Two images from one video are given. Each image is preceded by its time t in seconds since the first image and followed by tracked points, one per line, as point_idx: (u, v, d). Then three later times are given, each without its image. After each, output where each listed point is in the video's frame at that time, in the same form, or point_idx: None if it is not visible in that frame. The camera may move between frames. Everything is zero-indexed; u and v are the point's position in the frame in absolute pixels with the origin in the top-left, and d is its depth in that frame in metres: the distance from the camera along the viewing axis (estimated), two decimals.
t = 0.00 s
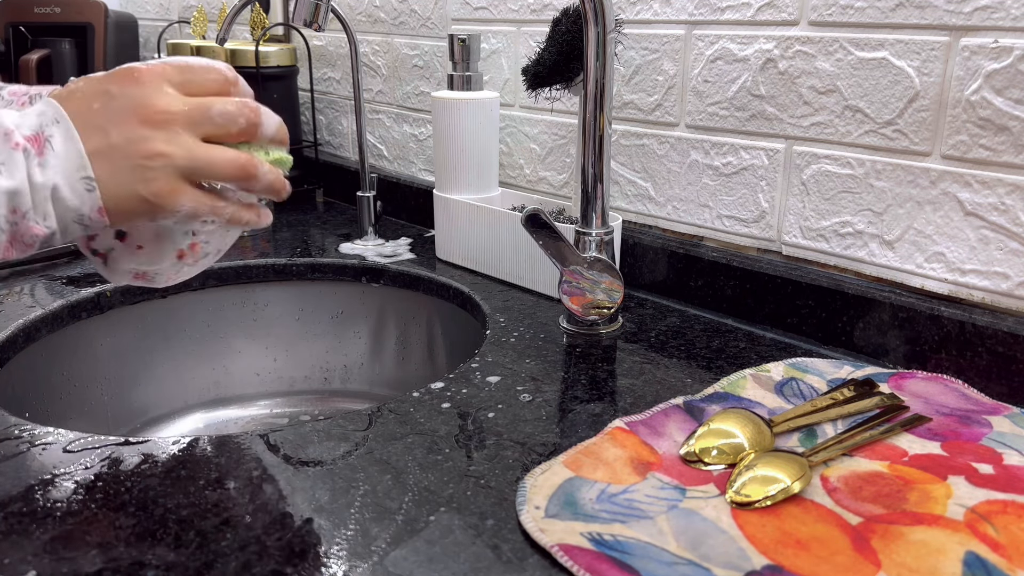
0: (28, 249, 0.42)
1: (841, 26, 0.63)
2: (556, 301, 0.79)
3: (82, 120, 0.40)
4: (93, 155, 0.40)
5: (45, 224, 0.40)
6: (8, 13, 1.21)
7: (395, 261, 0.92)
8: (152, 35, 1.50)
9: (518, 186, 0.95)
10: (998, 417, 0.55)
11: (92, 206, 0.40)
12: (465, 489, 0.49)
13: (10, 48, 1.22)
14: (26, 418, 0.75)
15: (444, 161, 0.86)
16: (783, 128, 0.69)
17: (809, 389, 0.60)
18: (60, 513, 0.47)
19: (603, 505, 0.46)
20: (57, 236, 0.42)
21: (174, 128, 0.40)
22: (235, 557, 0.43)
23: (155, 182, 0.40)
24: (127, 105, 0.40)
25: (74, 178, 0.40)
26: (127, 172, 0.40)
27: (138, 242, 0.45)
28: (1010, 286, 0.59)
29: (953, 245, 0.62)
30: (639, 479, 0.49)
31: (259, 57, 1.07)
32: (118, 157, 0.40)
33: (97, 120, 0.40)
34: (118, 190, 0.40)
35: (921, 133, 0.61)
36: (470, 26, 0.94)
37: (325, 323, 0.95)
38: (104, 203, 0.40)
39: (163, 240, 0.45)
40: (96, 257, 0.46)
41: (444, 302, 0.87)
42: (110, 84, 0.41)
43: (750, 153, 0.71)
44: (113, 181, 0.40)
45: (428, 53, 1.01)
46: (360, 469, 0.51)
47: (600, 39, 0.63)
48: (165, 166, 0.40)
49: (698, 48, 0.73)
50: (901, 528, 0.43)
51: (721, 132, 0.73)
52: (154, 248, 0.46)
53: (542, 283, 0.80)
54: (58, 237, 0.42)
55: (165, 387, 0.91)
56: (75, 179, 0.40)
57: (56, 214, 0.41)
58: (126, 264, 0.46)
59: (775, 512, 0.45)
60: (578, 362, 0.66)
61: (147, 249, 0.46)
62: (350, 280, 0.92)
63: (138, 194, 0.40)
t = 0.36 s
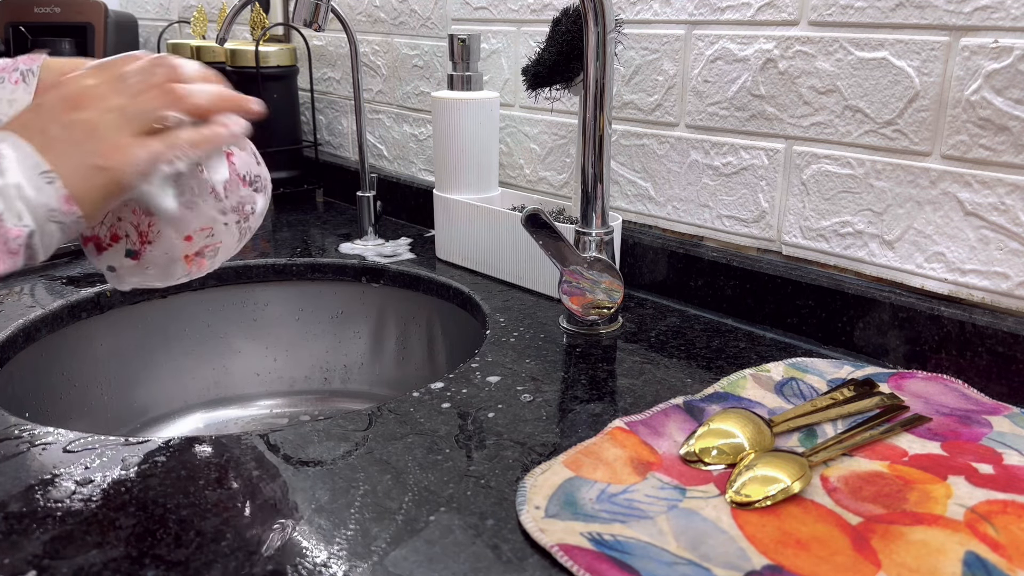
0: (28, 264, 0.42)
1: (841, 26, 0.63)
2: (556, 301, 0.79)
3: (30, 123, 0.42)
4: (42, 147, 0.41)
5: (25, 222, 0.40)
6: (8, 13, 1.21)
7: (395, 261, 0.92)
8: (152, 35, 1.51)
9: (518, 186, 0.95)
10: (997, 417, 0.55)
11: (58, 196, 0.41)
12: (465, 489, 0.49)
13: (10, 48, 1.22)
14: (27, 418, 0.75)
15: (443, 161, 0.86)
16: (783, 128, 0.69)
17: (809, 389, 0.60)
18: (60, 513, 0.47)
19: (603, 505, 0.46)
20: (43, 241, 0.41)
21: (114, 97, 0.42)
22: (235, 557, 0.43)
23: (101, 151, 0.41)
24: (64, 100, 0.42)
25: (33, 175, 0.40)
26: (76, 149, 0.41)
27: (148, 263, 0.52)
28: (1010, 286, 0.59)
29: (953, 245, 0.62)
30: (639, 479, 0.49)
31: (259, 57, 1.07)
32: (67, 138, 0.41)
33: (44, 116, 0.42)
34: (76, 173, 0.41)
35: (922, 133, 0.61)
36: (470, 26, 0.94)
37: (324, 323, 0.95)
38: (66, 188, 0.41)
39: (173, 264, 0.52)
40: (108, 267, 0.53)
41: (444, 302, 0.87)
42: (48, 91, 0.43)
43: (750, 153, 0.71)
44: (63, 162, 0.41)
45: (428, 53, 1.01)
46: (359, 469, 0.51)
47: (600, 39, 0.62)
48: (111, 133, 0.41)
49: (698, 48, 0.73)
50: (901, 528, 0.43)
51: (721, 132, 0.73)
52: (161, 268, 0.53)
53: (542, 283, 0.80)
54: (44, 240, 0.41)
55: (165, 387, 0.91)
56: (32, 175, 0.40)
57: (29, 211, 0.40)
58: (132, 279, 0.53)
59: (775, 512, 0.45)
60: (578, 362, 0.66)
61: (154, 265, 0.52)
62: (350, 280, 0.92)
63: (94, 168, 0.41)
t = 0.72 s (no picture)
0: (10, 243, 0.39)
1: (841, 26, 0.63)
2: (556, 301, 0.79)
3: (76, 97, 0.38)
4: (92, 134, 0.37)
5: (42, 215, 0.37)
6: (8, 13, 1.21)
7: (395, 261, 0.92)
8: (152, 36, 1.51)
9: (518, 186, 0.95)
10: (997, 417, 0.55)
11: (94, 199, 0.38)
12: (465, 490, 0.49)
13: (10, 48, 1.22)
14: (27, 418, 0.75)
15: (443, 161, 0.86)
16: (783, 129, 0.69)
17: (809, 389, 0.60)
18: (60, 513, 0.47)
19: (603, 505, 0.46)
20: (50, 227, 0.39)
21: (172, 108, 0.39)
22: (235, 557, 0.43)
23: (162, 157, 0.38)
24: (141, 101, 0.38)
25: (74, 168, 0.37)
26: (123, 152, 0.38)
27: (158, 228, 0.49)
28: (1010, 286, 0.59)
29: (953, 245, 0.62)
30: (639, 479, 0.49)
31: (259, 57, 1.07)
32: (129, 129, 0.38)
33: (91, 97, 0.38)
34: (119, 180, 0.38)
35: (921, 133, 0.61)
36: (470, 26, 0.94)
37: (324, 323, 0.95)
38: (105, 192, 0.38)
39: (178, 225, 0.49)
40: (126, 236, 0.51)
41: (444, 302, 0.87)
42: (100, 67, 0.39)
43: (750, 153, 0.71)
44: (114, 162, 0.37)
45: (428, 53, 1.01)
46: (359, 469, 0.51)
47: (600, 39, 0.63)
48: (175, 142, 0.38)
49: (698, 48, 0.73)
50: (901, 528, 0.43)
51: (721, 132, 0.73)
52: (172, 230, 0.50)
53: (542, 283, 0.80)
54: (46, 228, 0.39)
55: (165, 387, 0.91)
56: (78, 172, 0.37)
57: (50, 204, 0.37)
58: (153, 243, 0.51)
59: (775, 512, 0.45)
60: (578, 362, 0.66)
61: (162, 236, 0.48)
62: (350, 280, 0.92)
63: (154, 186, 0.38)
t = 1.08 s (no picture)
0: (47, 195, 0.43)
1: (841, 26, 0.63)
2: (556, 301, 0.79)
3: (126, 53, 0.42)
4: (150, 92, 0.41)
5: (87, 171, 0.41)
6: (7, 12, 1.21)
7: (395, 260, 0.92)
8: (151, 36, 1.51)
9: (518, 186, 0.95)
10: (997, 417, 0.55)
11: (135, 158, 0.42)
12: (465, 489, 0.49)
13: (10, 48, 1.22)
14: (27, 418, 0.75)
15: (444, 161, 0.86)
16: (783, 129, 0.69)
17: (809, 389, 0.60)
18: (61, 513, 0.47)
19: (603, 505, 0.46)
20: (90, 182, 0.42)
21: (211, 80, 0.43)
22: (235, 556, 0.43)
23: (200, 122, 0.43)
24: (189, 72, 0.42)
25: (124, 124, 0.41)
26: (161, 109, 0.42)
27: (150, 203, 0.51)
28: (1010, 286, 0.59)
29: (953, 245, 0.62)
30: (639, 479, 0.49)
31: (259, 57, 1.07)
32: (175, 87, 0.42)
33: (148, 54, 0.42)
34: (158, 139, 0.42)
35: (922, 133, 0.61)
36: (470, 26, 0.94)
37: (324, 323, 0.95)
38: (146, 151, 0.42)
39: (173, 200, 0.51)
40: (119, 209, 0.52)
41: (444, 302, 0.87)
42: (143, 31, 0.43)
43: (750, 153, 0.71)
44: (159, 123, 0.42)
45: (428, 53, 1.01)
46: (360, 469, 0.51)
47: (600, 39, 0.63)
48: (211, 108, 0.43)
49: (698, 48, 0.73)
50: (901, 528, 0.43)
51: (721, 132, 0.73)
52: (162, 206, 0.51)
53: (542, 283, 0.80)
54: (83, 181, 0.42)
55: (166, 386, 0.91)
56: (125, 131, 0.41)
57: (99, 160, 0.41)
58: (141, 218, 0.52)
59: (775, 512, 0.45)
60: (578, 362, 0.66)
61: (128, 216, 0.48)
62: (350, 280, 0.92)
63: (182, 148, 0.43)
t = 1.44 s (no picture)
0: None
1: (841, 26, 0.63)
2: (556, 301, 0.79)
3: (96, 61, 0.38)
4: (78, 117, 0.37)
5: None
6: (7, 12, 1.20)
7: (395, 261, 0.92)
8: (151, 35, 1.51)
9: (518, 186, 0.95)
10: (997, 417, 0.55)
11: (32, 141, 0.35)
12: (465, 489, 0.49)
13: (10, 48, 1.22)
14: (27, 418, 0.75)
15: (444, 161, 0.86)
16: (783, 129, 0.69)
17: (809, 389, 0.60)
18: (60, 513, 0.47)
19: (603, 505, 0.46)
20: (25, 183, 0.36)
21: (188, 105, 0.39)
22: (235, 556, 0.43)
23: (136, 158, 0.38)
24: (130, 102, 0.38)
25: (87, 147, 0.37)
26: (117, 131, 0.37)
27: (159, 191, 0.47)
28: (1010, 286, 0.59)
29: (953, 245, 0.62)
30: (639, 479, 0.49)
31: (259, 57, 1.07)
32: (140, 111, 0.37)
33: (98, 73, 0.37)
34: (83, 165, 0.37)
35: (921, 133, 0.61)
36: (470, 26, 0.94)
37: (324, 323, 0.95)
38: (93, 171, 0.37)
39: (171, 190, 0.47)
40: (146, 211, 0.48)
41: (444, 302, 0.87)
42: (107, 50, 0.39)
43: (750, 153, 0.71)
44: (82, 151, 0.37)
45: (428, 53, 1.01)
46: (360, 469, 0.51)
47: (600, 39, 0.63)
48: (182, 128, 0.39)
49: (698, 48, 0.73)
50: (901, 528, 0.43)
51: (721, 132, 0.73)
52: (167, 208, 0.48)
53: (542, 283, 0.80)
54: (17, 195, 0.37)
55: (165, 387, 0.91)
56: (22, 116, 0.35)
57: None
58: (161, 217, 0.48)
59: (775, 512, 0.45)
60: (578, 362, 0.66)
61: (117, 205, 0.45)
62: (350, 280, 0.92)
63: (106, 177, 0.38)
